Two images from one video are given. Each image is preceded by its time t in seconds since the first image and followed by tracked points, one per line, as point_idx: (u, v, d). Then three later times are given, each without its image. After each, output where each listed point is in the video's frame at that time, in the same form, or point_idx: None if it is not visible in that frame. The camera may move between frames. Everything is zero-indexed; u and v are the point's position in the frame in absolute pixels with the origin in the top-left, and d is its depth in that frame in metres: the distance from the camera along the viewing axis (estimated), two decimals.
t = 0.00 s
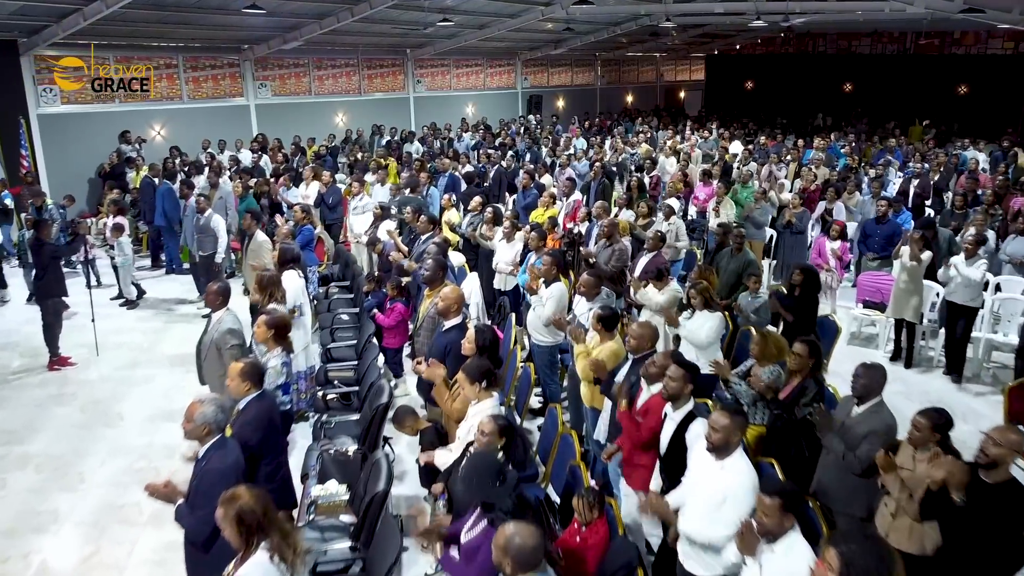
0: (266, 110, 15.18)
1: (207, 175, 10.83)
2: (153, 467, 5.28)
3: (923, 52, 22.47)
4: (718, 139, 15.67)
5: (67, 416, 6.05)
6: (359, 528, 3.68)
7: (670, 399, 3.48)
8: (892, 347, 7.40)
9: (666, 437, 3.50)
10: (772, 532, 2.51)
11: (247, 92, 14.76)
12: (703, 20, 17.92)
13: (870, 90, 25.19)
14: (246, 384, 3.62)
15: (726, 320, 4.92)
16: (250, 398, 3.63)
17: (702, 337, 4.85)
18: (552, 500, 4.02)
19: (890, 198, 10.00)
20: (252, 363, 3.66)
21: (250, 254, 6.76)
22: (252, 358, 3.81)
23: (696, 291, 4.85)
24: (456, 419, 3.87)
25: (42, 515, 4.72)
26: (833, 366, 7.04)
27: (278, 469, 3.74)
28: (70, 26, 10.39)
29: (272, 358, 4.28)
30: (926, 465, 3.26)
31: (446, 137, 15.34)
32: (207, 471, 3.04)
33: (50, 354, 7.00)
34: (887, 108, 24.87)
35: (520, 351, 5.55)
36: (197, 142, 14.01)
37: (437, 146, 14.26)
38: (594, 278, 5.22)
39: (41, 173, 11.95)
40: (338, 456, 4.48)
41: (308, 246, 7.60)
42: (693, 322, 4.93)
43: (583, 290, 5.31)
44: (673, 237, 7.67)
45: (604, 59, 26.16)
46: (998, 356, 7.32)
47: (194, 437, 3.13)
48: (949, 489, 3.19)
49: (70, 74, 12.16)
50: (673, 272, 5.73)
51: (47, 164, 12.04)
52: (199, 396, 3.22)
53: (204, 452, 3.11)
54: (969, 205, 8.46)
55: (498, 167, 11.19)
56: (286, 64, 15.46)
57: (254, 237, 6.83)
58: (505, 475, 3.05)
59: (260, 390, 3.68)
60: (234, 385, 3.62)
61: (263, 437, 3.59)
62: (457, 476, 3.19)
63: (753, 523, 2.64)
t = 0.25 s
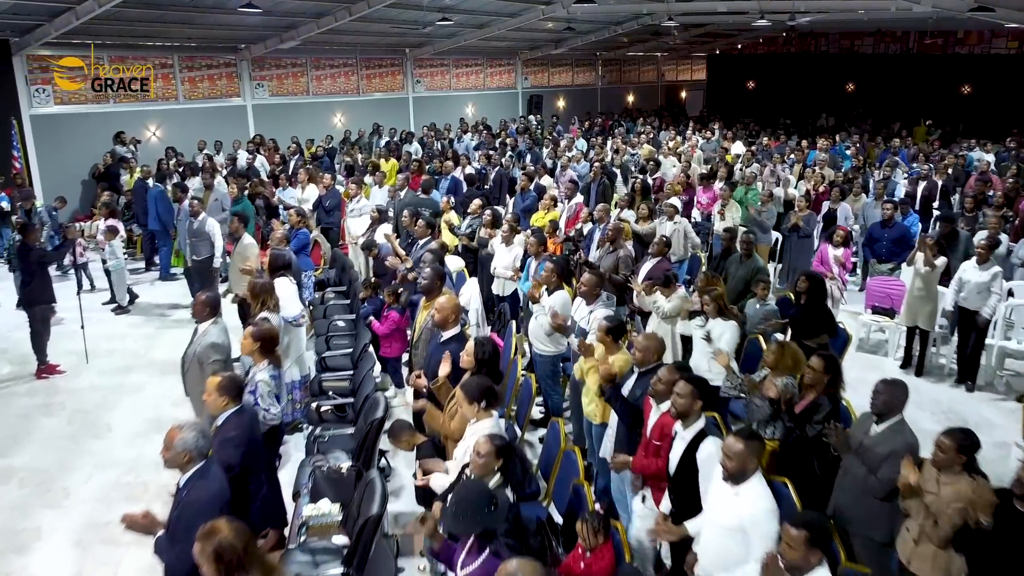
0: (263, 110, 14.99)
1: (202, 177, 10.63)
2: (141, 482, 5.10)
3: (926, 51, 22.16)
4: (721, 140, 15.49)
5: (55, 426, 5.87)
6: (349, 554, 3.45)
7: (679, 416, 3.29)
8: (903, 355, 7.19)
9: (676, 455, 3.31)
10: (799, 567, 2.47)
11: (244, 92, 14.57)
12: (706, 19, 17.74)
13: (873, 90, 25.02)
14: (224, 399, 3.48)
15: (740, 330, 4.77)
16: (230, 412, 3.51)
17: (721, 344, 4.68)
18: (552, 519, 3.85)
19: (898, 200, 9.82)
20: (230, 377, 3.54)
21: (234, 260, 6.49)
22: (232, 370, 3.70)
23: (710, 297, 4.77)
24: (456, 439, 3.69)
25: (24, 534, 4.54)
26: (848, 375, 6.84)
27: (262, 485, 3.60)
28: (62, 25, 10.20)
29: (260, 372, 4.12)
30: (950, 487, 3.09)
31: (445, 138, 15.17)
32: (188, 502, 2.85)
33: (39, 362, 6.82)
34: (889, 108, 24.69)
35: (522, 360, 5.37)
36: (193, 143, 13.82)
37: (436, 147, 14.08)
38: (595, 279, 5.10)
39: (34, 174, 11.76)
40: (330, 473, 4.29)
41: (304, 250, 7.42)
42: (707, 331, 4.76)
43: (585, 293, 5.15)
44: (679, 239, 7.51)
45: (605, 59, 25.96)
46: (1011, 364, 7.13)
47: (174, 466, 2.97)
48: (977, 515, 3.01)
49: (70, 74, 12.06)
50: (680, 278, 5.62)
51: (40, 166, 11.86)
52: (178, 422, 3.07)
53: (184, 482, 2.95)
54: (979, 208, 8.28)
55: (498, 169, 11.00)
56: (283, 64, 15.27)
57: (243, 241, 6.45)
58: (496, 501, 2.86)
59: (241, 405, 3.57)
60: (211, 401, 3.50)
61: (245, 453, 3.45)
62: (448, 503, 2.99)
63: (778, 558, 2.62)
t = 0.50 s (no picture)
0: (260, 110, 14.79)
1: (196, 179, 10.44)
2: (127, 498, 4.92)
3: (929, 50, 21.98)
4: (724, 140, 15.29)
5: (41, 439, 5.68)
6: None
7: (693, 438, 3.10)
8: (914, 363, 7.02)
9: (689, 479, 3.13)
10: None
11: (240, 92, 14.38)
12: (708, 18, 17.56)
13: (875, 90, 24.81)
14: (207, 413, 3.33)
15: (758, 343, 4.57)
16: (211, 428, 3.35)
17: (737, 357, 4.52)
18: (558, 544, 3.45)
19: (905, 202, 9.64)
20: (215, 391, 3.37)
21: (222, 266, 6.28)
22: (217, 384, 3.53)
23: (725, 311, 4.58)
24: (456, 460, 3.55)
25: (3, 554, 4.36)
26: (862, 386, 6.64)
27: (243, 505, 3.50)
28: (53, 24, 10.02)
29: (250, 387, 3.93)
30: (980, 515, 2.86)
31: (444, 138, 14.97)
32: (162, 545, 2.67)
33: (25, 371, 6.63)
34: (892, 108, 24.50)
35: (522, 372, 5.18)
36: (190, 145, 13.64)
37: (435, 148, 13.89)
38: (593, 281, 4.90)
39: (26, 176, 11.57)
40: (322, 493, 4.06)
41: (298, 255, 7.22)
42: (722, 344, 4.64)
43: (582, 298, 4.96)
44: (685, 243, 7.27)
45: (606, 59, 25.77)
46: None
47: (150, 503, 2.76)
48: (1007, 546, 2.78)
49: (71, 75, 11.96)
50: (687, 287, 5.51)
51: (32, 167, 11.66)
52: (155, 453, 2.83)
53: (159, 520, 2.75)
54: (990, 211, 8.10)
55: (498, 170, 10.81)
56: (280, 63, 15.08)
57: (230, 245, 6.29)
58: (494, 534, 2.78)
59: (224, 422, 3.40)
60: (194, 414, 3.34)
61: (223, 473, 3.30)
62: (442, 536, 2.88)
63: None
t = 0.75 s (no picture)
0: (257, 111, 14.59)
1: (190, 182, 10.24)
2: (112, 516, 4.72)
3: (932, 50, 21.75)
4: (727, 141, 15.09)
5: (25, 452, 5.49)
6: None
7: (711, 470, 2.90)
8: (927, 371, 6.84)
9: (706, 512, 2.94)
10: None
11: (237, 92, 14.18)
12: (710, 17, 17.38)
13: (878, 90, 24.62)
14: (185, 431, 3.19)
15: (776, 355, 4.48)
16: (190, 446, 3.19)
17: (749, 370, 4.37)
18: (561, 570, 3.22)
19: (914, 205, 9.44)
20: (194, 408, 3.25)
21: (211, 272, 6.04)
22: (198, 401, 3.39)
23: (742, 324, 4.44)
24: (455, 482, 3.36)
25: None
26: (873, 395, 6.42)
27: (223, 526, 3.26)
28: (45, 24, 9.83)
29: (241, 404, 3.73)
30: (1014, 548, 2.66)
31: (444, 139, 14.78)
32: None
33: (11, 380, 6.43)
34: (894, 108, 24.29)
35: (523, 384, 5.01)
36: (185, 146, 13.44)
37: (434, 149, 13.70)
38: (593, 288, 4.71)
39: (18, 178, 11.37)
40: (313, 513, 3.86)
41: (291, 259, 7.02)
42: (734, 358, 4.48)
43: (583, 305, 4.76)
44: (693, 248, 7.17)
45: (607, 58, 25.56)
46: None
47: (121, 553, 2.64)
48: None
49: (71, 74, 11.83)
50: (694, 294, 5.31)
51: (24, 169, 11.46)
52: (124, 503, 3.02)
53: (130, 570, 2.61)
54: (1002, 214, 7.91)
55: (498, 172, 10.61)
56: (278, 63, 14.87)
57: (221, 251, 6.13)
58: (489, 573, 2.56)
59: (201, 440, 3.23)
60: (171, 433, 3.19)
61: (203, 492, 3.10)
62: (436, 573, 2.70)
63: None
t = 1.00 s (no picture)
0: (253, 111, 14.38)
1: (184, 184, 10.02)
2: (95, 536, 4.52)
3: (936, 50, 21.67)
4: (730, 142, 14.88)
5: (7, 467, 5.29)
6: None
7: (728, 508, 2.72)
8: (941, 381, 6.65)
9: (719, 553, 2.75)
10: None
11: (233, 93, 13.97)
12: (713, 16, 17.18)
13: (881, 90, 24.40)
14: (158, 454, 2.97)
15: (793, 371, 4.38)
16: (165, 471, 2.98)
17: (768, 392, 4.32)
18: None
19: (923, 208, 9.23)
20: (166, 429, 3.02)
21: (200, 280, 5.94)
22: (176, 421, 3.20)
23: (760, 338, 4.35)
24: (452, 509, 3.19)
25: None
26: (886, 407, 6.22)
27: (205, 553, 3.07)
28: (36, 23, 9.62)
29: (225, 424, 3.51)
30: None
31: (442, 140, 14.57)
32: None
33: None
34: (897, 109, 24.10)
35: (524, 398, 4.84)
36: (181, 148, 13.24)
37: (433, 150, 13.49)
38: (593, 298, 4.51)
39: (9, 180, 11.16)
40: (302, 539, 3.69)
41: (285, 265, 6.82)
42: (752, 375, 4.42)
43: (585, 316, 4.56)
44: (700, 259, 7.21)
45: (608, 58, 25.34)
46: None
47: None
48: None
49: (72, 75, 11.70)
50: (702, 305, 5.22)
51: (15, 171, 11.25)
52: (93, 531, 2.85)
53: None
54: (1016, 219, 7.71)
55: (498, 174, 10.41)
56: (274, 63, 14.66)
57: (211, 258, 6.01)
58: None
59: (177, 463, 3.03)
60: (143, 457, 2.97)
61: (181, 518, 2.91)
62: None
63: None
